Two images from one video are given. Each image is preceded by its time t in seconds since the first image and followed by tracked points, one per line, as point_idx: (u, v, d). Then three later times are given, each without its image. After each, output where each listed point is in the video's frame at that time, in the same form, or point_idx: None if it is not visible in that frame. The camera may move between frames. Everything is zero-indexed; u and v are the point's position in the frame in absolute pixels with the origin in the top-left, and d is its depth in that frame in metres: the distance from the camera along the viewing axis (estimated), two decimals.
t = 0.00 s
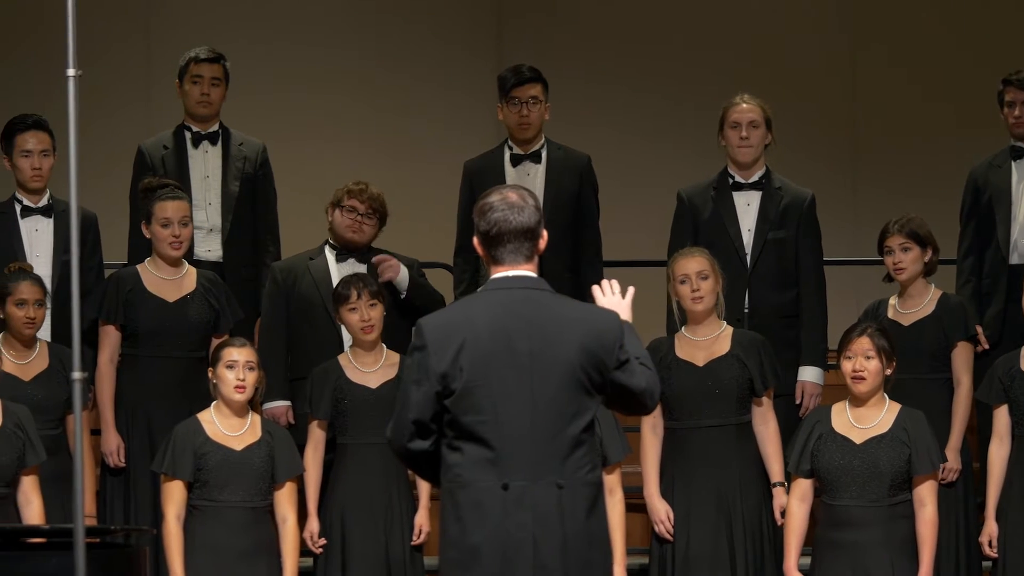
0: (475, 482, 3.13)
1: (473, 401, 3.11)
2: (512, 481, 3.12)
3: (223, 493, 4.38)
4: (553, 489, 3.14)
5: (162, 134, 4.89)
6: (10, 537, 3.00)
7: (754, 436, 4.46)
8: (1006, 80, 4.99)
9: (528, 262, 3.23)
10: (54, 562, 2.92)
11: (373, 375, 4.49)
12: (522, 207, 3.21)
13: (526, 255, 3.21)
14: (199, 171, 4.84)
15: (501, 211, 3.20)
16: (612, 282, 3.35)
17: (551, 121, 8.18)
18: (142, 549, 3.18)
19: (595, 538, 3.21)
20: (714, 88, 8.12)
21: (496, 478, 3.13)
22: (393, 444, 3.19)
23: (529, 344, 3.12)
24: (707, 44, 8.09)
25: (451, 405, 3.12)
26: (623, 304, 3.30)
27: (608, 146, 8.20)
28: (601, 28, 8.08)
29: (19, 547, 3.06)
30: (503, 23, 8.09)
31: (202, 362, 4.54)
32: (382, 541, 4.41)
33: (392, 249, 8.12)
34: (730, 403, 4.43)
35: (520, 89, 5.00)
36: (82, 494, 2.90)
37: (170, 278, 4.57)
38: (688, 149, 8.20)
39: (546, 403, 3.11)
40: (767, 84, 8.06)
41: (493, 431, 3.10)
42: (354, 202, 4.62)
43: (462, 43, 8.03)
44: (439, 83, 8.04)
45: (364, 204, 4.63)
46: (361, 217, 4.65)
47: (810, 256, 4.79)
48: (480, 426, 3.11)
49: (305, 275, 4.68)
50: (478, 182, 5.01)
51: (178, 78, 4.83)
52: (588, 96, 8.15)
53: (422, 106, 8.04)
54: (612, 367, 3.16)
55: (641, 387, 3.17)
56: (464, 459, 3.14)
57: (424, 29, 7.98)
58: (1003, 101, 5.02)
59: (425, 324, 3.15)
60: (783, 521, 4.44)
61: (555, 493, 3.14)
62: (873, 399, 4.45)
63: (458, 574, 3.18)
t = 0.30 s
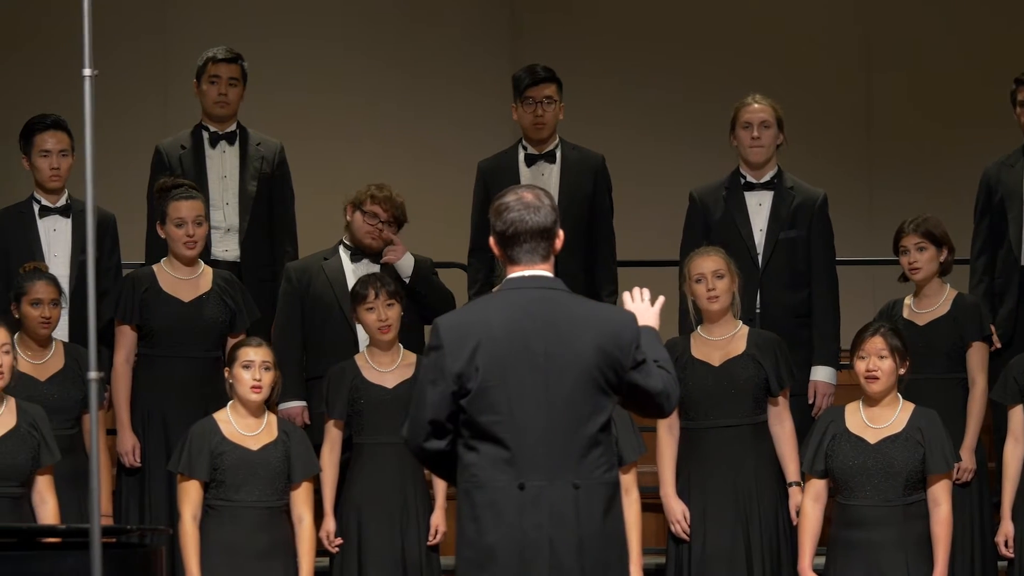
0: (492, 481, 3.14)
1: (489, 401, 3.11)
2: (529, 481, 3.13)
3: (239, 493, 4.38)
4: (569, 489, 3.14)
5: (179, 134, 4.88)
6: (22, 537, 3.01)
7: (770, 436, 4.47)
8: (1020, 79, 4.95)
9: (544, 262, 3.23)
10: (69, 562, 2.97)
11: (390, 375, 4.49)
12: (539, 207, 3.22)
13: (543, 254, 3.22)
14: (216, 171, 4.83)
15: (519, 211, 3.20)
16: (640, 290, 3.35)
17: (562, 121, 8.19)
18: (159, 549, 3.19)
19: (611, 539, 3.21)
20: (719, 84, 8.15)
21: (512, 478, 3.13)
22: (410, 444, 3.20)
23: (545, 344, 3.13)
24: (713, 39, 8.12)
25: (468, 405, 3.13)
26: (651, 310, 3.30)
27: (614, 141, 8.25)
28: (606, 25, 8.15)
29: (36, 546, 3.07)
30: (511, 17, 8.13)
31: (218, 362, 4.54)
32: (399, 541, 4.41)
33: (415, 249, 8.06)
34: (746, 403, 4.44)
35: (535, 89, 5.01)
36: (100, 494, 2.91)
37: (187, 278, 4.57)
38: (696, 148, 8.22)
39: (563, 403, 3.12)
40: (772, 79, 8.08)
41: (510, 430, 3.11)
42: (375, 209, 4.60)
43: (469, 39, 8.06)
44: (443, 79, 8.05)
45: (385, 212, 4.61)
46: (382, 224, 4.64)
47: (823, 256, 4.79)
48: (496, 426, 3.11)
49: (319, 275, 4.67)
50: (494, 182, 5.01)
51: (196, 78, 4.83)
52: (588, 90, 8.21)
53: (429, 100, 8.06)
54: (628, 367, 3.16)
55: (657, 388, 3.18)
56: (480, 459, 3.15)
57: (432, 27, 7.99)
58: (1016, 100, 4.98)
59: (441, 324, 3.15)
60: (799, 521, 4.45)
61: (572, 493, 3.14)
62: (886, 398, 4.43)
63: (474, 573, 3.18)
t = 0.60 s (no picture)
0: (509, 481, 3.14)
1: (506, 401, 3.12)
2: (546, 481, 3.13)
3: (256, 493, 4.39)
4: (586, 489, 3.14)
5: (198, 134, 4.89)
6: (41, 537, 3.04)
7: (787, 436, 4.48)
8: None
9: (562, 262, 3.23)
10: (87, 561, 2.96)
11: (407, 375, 4.49)
12: (556, 207, 3.22)
13: (561, 254, 3.22)
14: (234, 170, 4.85)
15: (537, 211, 3.20)
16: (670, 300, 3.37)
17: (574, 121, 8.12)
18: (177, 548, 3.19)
19: (629, 539, 3.21)
20: (733, 81, 8.07)
21: (529, 477, 3.13)
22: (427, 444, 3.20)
23: (563, 344, 3.13)
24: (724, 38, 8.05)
25: (485, 405, 3.13)
26: (677, 320, 3.31)
27: (624, 139, 8.18)
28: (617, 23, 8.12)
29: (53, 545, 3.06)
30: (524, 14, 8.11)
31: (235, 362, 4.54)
32: (417, 541, 4.42)
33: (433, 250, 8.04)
34: (764, 403, 4.45)
35: (549, 89, 4.92)
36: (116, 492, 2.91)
37: (204, 278, 4.57)
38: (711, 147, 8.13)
39: (579, 403, 3.12)
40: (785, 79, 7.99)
41: (527, 430, 3.11)
42: (396, 216, 4.61)
43: (480, 36, 8.00)
44: (450, 74, 7.97)
45: (408, 221, 4.62)
46: (403, 232, 4.65)
47: (837, 256, 4.78)
48: (513, 425, 3.12)
49: (336, 274, 4.68)
50: (506, 182, 4.93)
51: (215, 78, 4.84)
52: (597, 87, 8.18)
53: (438, 99, 7.98)
54: (646, 368, 3.16)
55: (674, 391, 3.17)
56: (497, 458, 3.15)
57: (441, 21, 7.92)
58: None
59: (459, 323, 3.16)
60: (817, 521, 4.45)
61: (589, 493, 3.14)
62: (903, 398, 4.40)
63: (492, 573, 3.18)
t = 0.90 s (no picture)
0: (529, 481, 3.14)
1: (526, 401, 3.12)
2: (565, 481, 3.13)
3: (275, 493, 4.39)
4: (606, 489, 3.14)
5: (217, 133, 4.89)
6: (59, 536, 3.02)
7: (808, 436, 4.48)
8: None
9: (582, 262, 3.23)
10: (107, 561, 3.01)
11: (427, 375, 4.50)
12: (577, 207, 3.22)
13: (580, 255, 3.22)
14: (253, 170, 4.85)
15: (558, 211, 3.20)
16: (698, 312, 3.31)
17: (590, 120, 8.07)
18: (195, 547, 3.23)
19: (647, 538, 3.22)
20: (749, 78, 7.94)
21: (548, 477, 3.14)
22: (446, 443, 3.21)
23: (582, 344, 3.13)
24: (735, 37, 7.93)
25: (504, 405, 3.13)
26: (704, 332, 3.26)
27: (637, 139, 8.05)
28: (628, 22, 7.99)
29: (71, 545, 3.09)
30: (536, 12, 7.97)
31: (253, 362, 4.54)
32: (438, 540, 4.43)
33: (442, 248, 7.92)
34: (784, 403, 4.45)
35: (566, 88, 4.90)
36: (137, 491, 2.91)
37: (224, 278, 4.57)
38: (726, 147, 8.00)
39: (598, 403, 3.11)
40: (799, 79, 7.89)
41: (546, 431, 3.11)
42: (407, 207, 4.60)
43: (489, 33, 7.92)
44: (456, 71, 7.91)
45: (417, 211, 4.61)
46: (415, 222, 4.63)
47: (852, 257, 4.73)
48: (533, 425, 3.12)
49: (355, 275, 4.68)
50: (523, 183, 4.90)
51: (234, 78, 4.85)
52: (605, 86, 8.04)
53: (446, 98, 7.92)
54: (665, 369, 3.15)
55: (693, 394, 3.14)
56: (517, 458, 3.15)
57: (451, 17, 7.87)
58: None
59: (478, 323, 3.15)
60: (837, 521, 4.45)
61: (608, 494, 3.14)
62: (923, 398, 4.39)
63: (511, 573, 3.19)
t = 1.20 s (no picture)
0: (548, 481, 3.14)
1: (546, 401, 3.12)
2: (584, 481, 3.12)
3: (294, 492, 4.39)
4: (625, 489, 3.13)
5: (235, 133, 4.89)
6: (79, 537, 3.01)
7: (827, 436, 4.49)
8: None
9: (602, 262, 3.23)
10: (126, 561, 3.00)
11: (447, 375, 4.49)
12: (599, 207, 3.22)
13: (601, 254, 3.22)
14: (272, 170, 4.85)
15: (579, 211, 3.20)
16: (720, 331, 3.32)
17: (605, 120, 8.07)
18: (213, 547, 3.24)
19: (667, 540, 3.20)
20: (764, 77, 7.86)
21: (567, 477, 3.13)
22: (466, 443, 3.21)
23: (602, 344, 3.13)
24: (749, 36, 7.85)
25: (524, 404, 3.13)
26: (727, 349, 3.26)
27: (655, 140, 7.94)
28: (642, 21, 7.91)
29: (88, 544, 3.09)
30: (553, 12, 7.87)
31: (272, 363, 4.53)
32: (456, 539, 4.43)
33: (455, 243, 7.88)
34: (804, 404, 4.46)
35: (582, 88, 4.88)
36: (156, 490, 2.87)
37: (244, 278, 4.57)
38: (740, 148, 7.93)
39: (617, 402, 3.11)
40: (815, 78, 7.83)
41: (566, 430, 3.11)
42: (416, 200, 4.63)
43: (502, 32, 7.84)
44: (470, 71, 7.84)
45: (425, 200, 4.63)
46: (426, 213, 4.64)
47: (869, 259, 4.62)
48: (552, 425, 3.11)
49: (373, 274, 4.69)
50: (540, 183, 4.89)
51: (253, 78, 4.85)
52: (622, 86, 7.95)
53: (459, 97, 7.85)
54: (685, 369, 3.15)
55: (712, 396, 3.11)
56: (537, 458, 3.15)
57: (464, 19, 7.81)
58: None
59: (497, 323, 3.16)
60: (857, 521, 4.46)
61: (628, 494, 3.13)
62: (942, 398, 4.38)
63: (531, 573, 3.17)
